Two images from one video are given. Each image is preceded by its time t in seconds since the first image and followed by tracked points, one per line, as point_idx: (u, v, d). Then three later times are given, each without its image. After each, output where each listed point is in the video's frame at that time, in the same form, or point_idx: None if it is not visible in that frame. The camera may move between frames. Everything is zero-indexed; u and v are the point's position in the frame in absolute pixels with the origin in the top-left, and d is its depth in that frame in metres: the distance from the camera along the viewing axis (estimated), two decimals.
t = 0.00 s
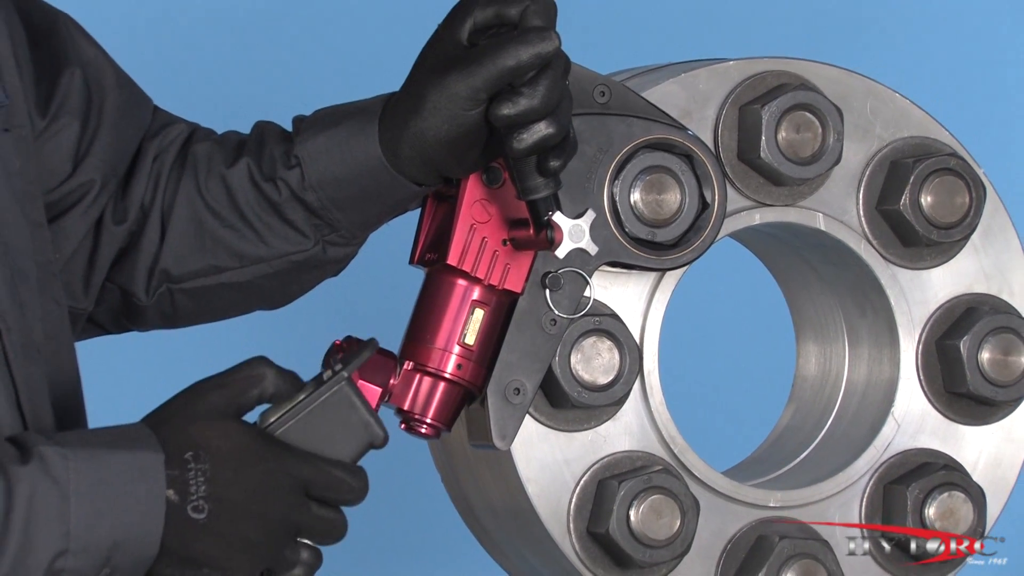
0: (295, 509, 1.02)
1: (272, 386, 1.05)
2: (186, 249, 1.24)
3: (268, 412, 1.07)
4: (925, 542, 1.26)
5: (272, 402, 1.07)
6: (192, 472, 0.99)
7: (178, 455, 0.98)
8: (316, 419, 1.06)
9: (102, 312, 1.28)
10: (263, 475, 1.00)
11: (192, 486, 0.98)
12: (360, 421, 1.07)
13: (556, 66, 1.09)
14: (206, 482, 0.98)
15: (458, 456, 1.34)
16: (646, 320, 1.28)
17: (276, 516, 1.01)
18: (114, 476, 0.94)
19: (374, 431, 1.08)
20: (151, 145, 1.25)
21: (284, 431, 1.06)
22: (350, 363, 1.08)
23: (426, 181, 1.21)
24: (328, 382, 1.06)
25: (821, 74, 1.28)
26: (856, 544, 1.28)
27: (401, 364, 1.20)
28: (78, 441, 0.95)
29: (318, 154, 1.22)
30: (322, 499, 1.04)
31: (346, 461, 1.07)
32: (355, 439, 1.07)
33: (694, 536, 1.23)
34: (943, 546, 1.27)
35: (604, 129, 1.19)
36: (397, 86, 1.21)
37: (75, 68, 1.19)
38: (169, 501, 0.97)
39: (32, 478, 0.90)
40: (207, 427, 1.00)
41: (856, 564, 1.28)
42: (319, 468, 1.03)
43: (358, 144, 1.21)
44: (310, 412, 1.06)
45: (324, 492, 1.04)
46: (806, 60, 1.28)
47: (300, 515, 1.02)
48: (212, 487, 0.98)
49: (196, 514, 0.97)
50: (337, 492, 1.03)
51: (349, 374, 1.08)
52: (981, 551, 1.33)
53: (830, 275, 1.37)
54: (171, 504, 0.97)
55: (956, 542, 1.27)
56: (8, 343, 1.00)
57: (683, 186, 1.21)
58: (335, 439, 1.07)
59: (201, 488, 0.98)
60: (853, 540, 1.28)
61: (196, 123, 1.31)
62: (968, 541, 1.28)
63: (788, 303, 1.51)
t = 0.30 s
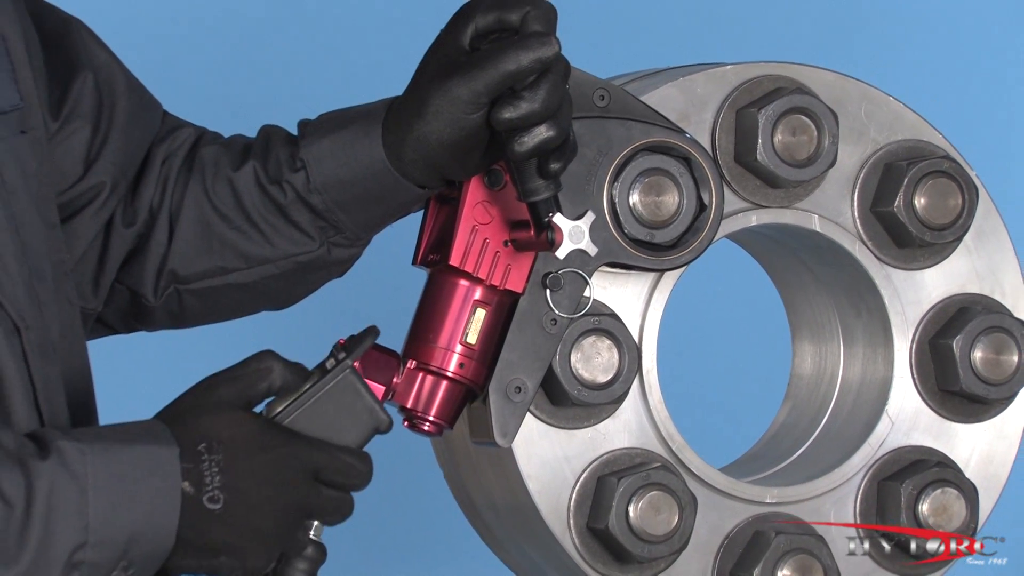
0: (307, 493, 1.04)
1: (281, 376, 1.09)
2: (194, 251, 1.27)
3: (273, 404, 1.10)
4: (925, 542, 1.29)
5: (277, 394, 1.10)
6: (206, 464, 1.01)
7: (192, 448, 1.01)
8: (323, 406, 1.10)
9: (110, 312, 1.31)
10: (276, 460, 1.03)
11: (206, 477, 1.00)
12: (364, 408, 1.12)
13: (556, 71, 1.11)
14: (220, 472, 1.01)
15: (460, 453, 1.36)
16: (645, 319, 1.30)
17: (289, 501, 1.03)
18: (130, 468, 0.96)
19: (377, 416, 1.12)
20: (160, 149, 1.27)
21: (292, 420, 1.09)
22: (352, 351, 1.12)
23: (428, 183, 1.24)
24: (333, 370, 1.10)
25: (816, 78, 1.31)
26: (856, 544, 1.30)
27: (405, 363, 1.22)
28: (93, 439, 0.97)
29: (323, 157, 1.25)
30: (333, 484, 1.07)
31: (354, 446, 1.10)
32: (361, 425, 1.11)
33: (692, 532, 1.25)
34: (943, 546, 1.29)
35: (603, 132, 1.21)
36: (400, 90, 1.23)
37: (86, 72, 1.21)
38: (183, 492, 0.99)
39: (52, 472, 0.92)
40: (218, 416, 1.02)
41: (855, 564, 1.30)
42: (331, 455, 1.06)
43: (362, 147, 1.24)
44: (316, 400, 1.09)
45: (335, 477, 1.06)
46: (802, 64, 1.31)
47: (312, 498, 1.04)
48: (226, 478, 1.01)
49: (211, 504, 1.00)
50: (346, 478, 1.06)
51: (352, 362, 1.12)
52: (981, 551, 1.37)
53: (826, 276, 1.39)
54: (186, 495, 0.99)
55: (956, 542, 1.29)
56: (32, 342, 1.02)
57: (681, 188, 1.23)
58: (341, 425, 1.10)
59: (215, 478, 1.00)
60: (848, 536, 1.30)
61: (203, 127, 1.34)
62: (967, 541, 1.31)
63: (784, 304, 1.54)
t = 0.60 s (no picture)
0: (314, 479, 1.07)
1: (289, 373, 1.12)
2: (201, 252, 1.29)
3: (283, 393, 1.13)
4: (924, 541, 1.31)
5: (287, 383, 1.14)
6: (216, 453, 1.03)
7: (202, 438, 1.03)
8: (328, 395, 1.13)
9: (118, 312, 1.33)
10: (283, 448, 1.05)
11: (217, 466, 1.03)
12: (369, 397, 1.14)
13: (555, 75, 1.14)
14: (230, 460, 1.03)
15: (461, 451, 1.39)
16: (643, 319, 1.33)
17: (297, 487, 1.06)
18: (143, 459, 0.98)
19: (382, 406, 1.14)
20: (168, 153, 1.30)
21: (298, 409, 1.12)
22: (357, 341, 1.15)
23: (430, 185, 1.26)
24: (337, 360, 1.13)
25: (811, 82, 1.33)
26: (856, 544, 1.32)
27: (407, 361, 1.25)
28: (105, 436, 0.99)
29: (327, 159, 1.27)
30: (338, 471, 1.09)
31: (358, 435, 1.13)
32: (366, 414, 1.13)
33: (690, 527, 1.28)
34: (943, 546, 1.33)
35: (602, 135, 1.24)
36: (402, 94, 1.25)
37: (98, 77, 1.23)
38: (195, 482, 1.02)
39: (66, 464, 0.95)
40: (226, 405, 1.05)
41: (855, 563, 1.32)
42: (336, 444, 1.08)
43: (366, 150, 1.26)
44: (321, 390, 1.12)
45: (339, 464, 1.09)
46: (797, 68, 1.33)
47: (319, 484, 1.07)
48: (236, 466, 1.03)
49: (222, 492, 1.02)
50: (350, 465, 1.08)
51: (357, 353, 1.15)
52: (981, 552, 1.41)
53: (820, 276, 1.42)
54: (197, 484, 1.02)
55: (956, 541, 1.32)
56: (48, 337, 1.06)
57: (679, 190, 1.26)
58: (346, 414, 1.13)
59: (225, 466, 1.03)
60: (841, 531, 1.33)
61: (209, 130, 1.36)
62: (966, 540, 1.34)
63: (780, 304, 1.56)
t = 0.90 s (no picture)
0: (319, 479, 1.09)
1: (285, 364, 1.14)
2: (205, 252, 1.31)
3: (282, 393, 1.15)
4: (925, 542, 1.34)
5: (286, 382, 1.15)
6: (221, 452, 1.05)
7: (208, 437, 1.05)
8: (330, 393, 1.15)
9: (125, 311, 1.36)
10: (288, 448, 1.08)
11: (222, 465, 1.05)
12: (370, 396, 1.17)
13: (554, 79, 1.16)
14: (235, 459, 1.05)
15: (462, 448, 1.41)
16: (641, 318, 1.35)
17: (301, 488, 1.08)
18: (149, 458, 1.00)
19: (383, 403, 1.17)
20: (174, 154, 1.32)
21: (300, 410, 1.14)
22: (357, 341, 1.18)
23: (431, 186, 1.29)
24: (339, 359, 1.16)
25: (805, 86, 1.35)
26: (856, 544, 1.35)
27: (408, 360, 1.27)
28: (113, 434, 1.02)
29: (331, 162, 1.29)
30: (342, 470, 1.12)
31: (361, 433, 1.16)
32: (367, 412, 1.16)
33: (686, 522, 1.30)
34: (943, 547, 1.35)
35: (600, 137, 1.26)
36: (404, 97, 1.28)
37: (106, 81, 1.26)
38: (200, 480, 1.04)
39: (72, 461, 0.97)
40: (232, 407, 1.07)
41: (855, 563, 1.35)
42: (340, 443, 1.11)
43: (368, 152, 1.29)
44: (323, 389, 1.15)
45: (343, 464, 1.11)
46: (792, 72, 1.36)
47: (323, 483, 1.09)
48: (241, 466, 1.05)
49: (227, 491, 1.04)
50: (355, 464, 1.11)
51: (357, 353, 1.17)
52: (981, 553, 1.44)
53: (814, 276, 1.44)
54: (202, 483, 1.04)
55: (955, 541, 1.35)
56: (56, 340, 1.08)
57: (675, 191, 1.28)
58: (348, 412, 1.15)
59: (231, 465, 1.05)
60: (835, 527, 1.35)
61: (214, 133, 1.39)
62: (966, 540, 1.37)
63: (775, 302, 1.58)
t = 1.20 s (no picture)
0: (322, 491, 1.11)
1: (295, 378, 1.15)
2: (210, 248, 1.34)
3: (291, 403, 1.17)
4: (926, 542, 1.38)
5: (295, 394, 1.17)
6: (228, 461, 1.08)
7: (215, 447, 1.08)
8: (339, 407, 1.17)
9: (131, 305, 1.38)
10: (292, 459, 1.10)
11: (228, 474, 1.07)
12: (377, 411, 1.19)
13: (553, 82, 1.18)
14: (242, 468, 1.07)
15: (462, 445, 1.43)
16: (638, 317, 1.38)
17: (305, 498, 1.10)
18: (158, 466, 1.03)
19: (389, 419, 1.19)
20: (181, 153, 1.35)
21: (308, 422, 1.16)
22: (366, 357, 1.20)
23: (431, 187, 1.31)
24: (348, 374, 1.18)
25: (799, 89, 1.38)
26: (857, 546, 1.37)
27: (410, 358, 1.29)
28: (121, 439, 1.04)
29: (333, 162, 1.32)
30: (346, 483, 1.13)
31: (366, 447, 1.17)
32: (374, 427, 1.18)
33: (683, 517, 1.32)
34: (944, 547, 1.38)
35: (598, 140, 1.29)
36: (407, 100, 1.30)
37: (118, 83, 1.29)
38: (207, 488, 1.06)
39: (84, 471, 1.00)
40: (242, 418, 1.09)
41: (857, 564, 1.37)
42: (344, 455, 1.13)
43: (371, 153, 1.31)
44: (332, 402, 1.17)
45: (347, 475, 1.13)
46: (786, 76, 1.38)
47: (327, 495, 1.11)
48: (247, 474, 1.07)
49: (232, 499, 1.07)
50: (359, 475, 1.13)
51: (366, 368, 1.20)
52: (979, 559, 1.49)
53: (809, 276, 1.46)
54: (209, 491, 1.06)
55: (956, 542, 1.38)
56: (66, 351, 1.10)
57: (672, 192, 1.30)
58: (355, 426, 1.17)
59: (237, 475, 1.07)
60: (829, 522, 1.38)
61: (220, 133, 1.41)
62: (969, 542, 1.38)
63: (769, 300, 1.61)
